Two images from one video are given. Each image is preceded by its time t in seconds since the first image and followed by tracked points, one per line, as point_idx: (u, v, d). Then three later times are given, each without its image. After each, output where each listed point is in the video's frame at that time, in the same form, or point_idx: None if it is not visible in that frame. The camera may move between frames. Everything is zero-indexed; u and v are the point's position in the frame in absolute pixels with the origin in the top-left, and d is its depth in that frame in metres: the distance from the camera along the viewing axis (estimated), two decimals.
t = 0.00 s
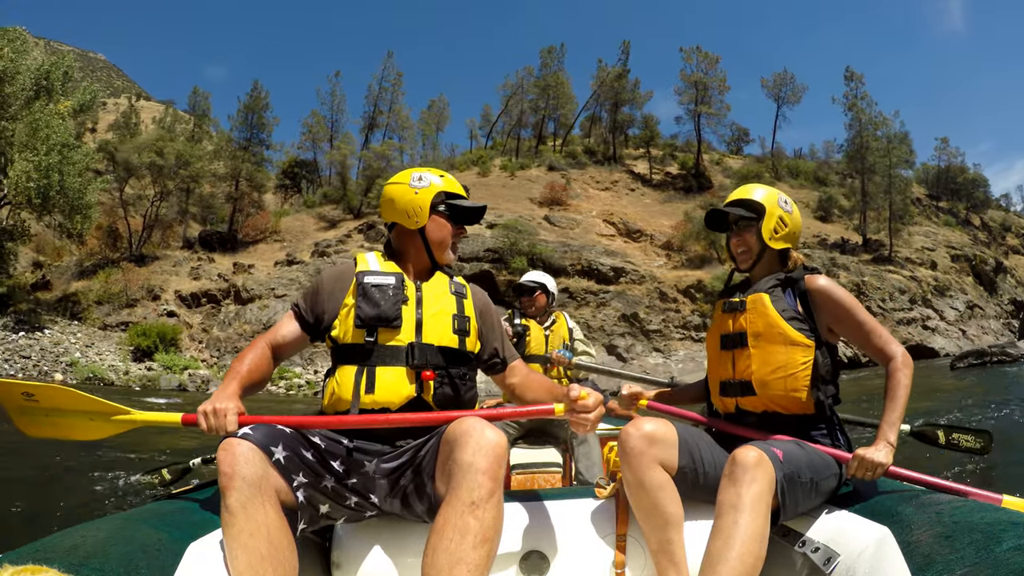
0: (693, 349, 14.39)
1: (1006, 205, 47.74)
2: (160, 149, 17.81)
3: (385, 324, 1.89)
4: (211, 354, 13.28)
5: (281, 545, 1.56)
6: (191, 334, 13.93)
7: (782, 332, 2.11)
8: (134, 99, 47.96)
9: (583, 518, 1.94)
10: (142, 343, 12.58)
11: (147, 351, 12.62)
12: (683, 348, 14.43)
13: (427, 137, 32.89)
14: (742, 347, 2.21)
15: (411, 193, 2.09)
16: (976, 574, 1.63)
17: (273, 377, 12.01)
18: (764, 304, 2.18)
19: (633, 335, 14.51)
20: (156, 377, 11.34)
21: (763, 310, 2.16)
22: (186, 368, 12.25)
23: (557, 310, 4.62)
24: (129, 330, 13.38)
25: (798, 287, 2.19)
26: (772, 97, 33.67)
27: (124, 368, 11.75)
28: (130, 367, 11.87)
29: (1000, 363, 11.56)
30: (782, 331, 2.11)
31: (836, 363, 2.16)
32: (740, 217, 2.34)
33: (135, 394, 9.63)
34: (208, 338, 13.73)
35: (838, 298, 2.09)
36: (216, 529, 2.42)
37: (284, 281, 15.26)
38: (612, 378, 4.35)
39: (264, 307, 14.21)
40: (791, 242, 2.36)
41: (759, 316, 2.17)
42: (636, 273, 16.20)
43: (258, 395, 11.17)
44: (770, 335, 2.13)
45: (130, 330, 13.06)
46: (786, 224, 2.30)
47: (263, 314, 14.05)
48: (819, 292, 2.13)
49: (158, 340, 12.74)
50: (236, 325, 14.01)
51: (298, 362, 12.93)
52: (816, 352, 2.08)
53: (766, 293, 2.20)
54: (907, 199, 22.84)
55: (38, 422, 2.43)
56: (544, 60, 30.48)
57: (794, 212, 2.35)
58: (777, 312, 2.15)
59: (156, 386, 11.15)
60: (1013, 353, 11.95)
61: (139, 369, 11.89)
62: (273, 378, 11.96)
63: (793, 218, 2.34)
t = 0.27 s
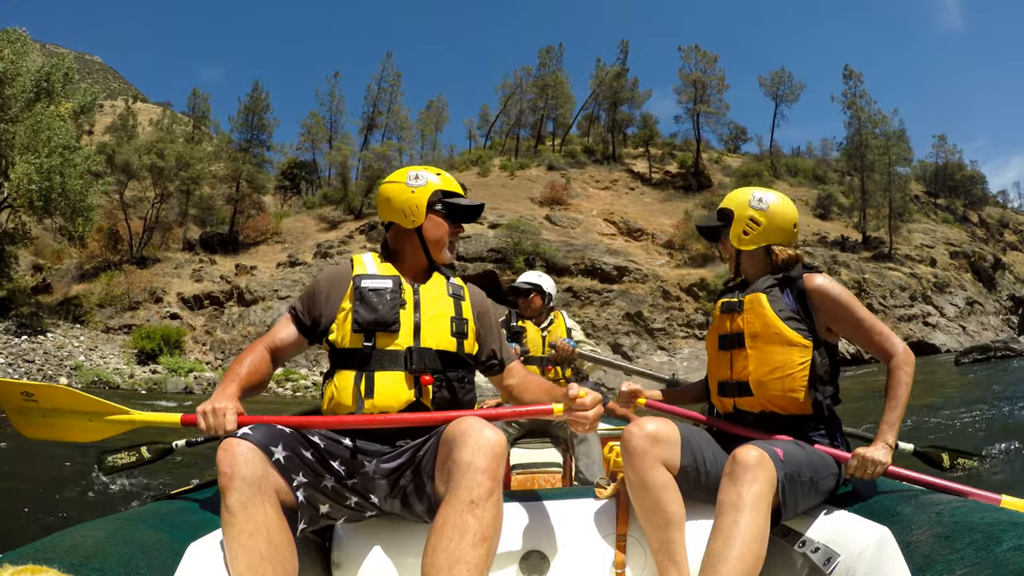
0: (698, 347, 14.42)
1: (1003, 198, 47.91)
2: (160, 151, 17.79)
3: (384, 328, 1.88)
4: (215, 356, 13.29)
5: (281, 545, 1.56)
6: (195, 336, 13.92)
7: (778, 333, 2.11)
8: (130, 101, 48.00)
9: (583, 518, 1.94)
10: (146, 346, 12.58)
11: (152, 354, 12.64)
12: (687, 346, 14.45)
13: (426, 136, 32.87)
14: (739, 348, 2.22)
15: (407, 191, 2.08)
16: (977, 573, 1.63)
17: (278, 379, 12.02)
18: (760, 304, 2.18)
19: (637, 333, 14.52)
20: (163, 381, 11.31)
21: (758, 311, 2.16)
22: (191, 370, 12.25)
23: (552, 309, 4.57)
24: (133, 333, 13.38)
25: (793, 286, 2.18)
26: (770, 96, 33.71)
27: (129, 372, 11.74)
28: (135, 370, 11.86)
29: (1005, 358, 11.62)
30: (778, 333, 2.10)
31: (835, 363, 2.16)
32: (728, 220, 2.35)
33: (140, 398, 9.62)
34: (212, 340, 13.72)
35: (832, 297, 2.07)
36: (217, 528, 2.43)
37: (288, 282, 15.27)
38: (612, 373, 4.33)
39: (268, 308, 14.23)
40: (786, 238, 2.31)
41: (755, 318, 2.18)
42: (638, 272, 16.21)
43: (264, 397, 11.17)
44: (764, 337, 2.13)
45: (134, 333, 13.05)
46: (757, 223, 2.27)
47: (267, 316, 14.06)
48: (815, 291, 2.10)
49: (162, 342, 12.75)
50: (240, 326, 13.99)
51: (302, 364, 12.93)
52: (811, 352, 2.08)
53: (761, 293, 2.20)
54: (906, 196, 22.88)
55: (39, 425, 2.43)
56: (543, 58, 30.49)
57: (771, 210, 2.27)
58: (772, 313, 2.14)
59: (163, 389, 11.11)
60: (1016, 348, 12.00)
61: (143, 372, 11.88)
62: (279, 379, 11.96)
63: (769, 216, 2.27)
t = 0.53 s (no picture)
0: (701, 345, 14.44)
1: (999, 195, 48.05)
2: (161, 152, 17.76)
3: (382, 328, 1.88)
4: (219, 358, 13.29)
5: (281, 545, 1.55)
6: (198, 338, 13.90)
7: (760, 333, 2.11)
8: (127, 102, 47.98)
9: (584, 518, 1.94)
10: (149, 349, 12.57)
11: (155, 357, 12.64)
12: (691, 345, 14.46)
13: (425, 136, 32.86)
14: (728, 349, 2.24)
15: (401, 190, 2.09)
16: (976, 573, 1.63)
17: (283, 380, 12.01)
18: (744, 305, 2.19)
19: (641, 333, 14.53)
20: (168, 384, 11.25)
21: (742, 312, 2.18)
22: (195, 373, 12.25)
23: (552, 309, 4.53)
24: (136, 335, 13.36)
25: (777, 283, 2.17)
26: (767, 95, 33.74)
27: (133, 374, 11.72)
28: (139, 373, 11.84)
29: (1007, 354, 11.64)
30: (760, 333, 2.11)
31: (834, 362, 2.15)
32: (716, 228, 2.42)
33: (143, 401, 9.60)
34: (215, 341, 13.70)
35: (815, 291, 2.03)
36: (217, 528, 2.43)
37: (291, 283, 15.25)
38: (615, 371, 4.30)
39: (271, 309, 14.23)
40: (768, 240, 2.35)
41: (741, 318, 2.19)
42: (640, 271, 16.21)
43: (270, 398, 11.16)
44: (748, 337, 2.15)
45: (137, 335, 13.03)
46: (728, 233, 2.38)
47: (270, 317, 14.05)
48: (792, 284, 2.09)
49: (165, 345, 12.75)
50: (243, 328, 13.97)
51: (306, 365, 12.92)
52: (792, 349, 2.07)
53: (745, 294, 2.21)
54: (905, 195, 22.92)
55: (39, 424, 2.41)
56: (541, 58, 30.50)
57: (738, 214, 2.36)
58: (755, 313, 2.15)
59: (170, 392, 11.06)
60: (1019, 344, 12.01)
61: (147, 375, 11.86)
62: (283, 381, 11.94)
63: (737, 221, 2.36)
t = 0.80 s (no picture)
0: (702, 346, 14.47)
1: (994, 197, 48.22)
2: (160, 151, 17.73)
3: (383, 327, 1.89)
4: (219, 358, 13.27)
5: (282, 545, 1.55)
6: (198, 338, 13.86)
7: (761, 332, 2.12)
8: (123, 101, 47.85)
9: (585, 518, 1.94)
10: (150, 349, 12.54)
11: (156, 356, 12.62)
12: (692, 345, 14.49)
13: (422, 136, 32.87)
14: (728, 348, 2.24)
15: (402, 191, 2.09)
16: (976, 572, 1.63)
17: (284, 381, 11.99)
18: (744, 304, 2.20)
19: (642, 333, 14.56)
20: (171, 385, 11.16)
21: (742, 311, 2.18)
22: (196, 373, 12.22)
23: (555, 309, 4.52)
24: (136, 335, 13.31)
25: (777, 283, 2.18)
26: (765, 97, 33.80)
27: (134, 375, 11.69)
28: (140, 373, 11.81)
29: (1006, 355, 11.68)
30: (760, 331, 2.12)
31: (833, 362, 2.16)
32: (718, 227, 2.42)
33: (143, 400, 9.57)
34: (216, 342, 13.68)
35: (815, 291, 2.03)
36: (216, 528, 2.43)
37: (291, 283, 15.23)
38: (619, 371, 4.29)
39: (272, 309, 14.21)
40: (767, 241, 2.35)
41: (741, 317, 2.19)
42: (640, 272, 16.22)
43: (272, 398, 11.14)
44: (749, 335, 2.15)
45: (138, 335, 12.99)
46: (727, 234, 2.40)
47: (271, 317, 14.02)
48: (791, 284, 2.09)
49: (166, 345, 12.72)
50: (243, 328, 13.94)
51: (307, 365, 12.90)
52: (793, 347, 2.07)
53: (745, 293, 2.22)
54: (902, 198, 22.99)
55: (39, 424, 2.41)
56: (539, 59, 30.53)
57: (737, 216, 2.36)
58: (755, 313, 2.16)
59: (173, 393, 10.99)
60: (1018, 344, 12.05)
61: (148, 375, 11.82)
62: (284, 381, 11.92)
63: (735, 223, 2.37)
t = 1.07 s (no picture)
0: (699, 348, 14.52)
1: (985, 202, 48.58)
2: (157, 149, 17.66)
3: (374, 325, 1.89)
4: (217, 358, 13.22)
5: (282, 545, 1.54)
6: (196, 337, 13.80)
7: (762, 331, 2.13)
8: (116, 98, 47.55)
9: (585, 519, 1.94)
10: (148, 348, 12.47)
11: (154, 356, 12.55)
12: (690, 347, 14.54)
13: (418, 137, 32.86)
14: (729, 348, 2.25)
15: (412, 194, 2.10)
16: (976, 572, 1.64)
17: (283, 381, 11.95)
18: (745, 304, 2.21)
19: (640, 335, 14.61)
20: (170, 385, 11.06)
21: (744, 311, 2.19)
22: (195, 373, 12.16)
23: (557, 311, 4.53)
24: (133, 335, 13.23)
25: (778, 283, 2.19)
26: (759, 101, 33.94)
27: (133, 374, 11.61)
28: (139, 373, 11.73)
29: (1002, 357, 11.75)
30: (762, 330, 2.13)
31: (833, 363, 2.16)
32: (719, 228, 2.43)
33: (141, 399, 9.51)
34: (213, 341, 13.62)
35: (816, 291, 2.04)
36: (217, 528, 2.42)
37: (290, 283, 15.20)
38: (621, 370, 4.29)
39: (270, 309, 14.16)
40: (768, 242, 2.36)
41: (742, 317, 2.20)
42: (637, 274, 16.23)
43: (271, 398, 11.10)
44: (750, 335, 2.16)
45: (135, 334, 12.92)
46: (730, 234, 2.40)
47: (269, 317, 13.97)
48: (793, 285, 2.10)
49: (164, 344, 12.66)
50: (241, 328, 13.88)
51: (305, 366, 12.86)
52: (794, 347, 2.08)
53: (746, 293, 2.23)
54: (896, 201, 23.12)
55: (35, 428, 2.37)
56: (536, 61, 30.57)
57: (738, 217, 2.37)
58: (756, 312, 2.17)
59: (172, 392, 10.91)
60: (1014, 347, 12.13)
61: (147, 374, 11.74)
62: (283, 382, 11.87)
63: (737, 223, 2.37)
